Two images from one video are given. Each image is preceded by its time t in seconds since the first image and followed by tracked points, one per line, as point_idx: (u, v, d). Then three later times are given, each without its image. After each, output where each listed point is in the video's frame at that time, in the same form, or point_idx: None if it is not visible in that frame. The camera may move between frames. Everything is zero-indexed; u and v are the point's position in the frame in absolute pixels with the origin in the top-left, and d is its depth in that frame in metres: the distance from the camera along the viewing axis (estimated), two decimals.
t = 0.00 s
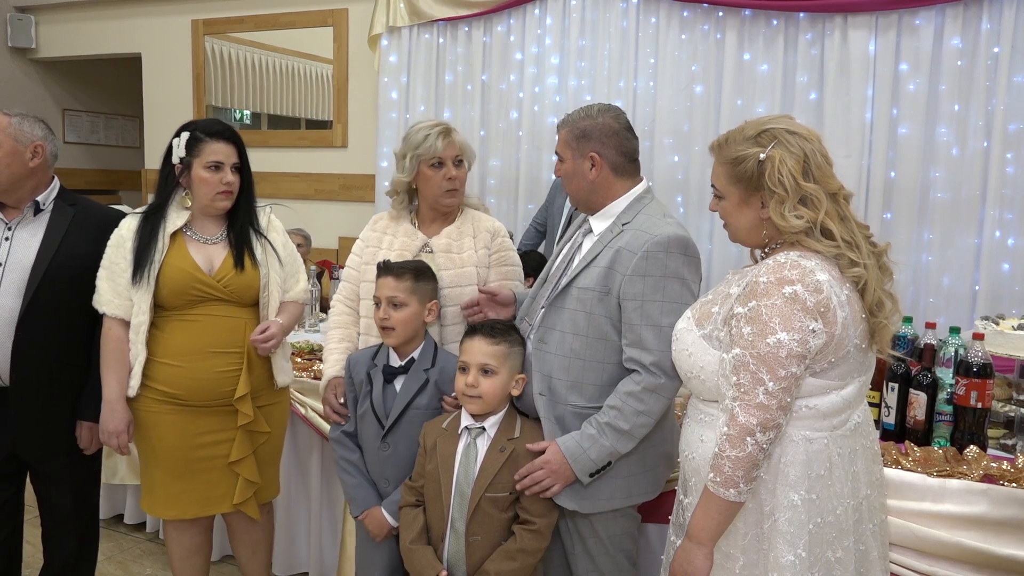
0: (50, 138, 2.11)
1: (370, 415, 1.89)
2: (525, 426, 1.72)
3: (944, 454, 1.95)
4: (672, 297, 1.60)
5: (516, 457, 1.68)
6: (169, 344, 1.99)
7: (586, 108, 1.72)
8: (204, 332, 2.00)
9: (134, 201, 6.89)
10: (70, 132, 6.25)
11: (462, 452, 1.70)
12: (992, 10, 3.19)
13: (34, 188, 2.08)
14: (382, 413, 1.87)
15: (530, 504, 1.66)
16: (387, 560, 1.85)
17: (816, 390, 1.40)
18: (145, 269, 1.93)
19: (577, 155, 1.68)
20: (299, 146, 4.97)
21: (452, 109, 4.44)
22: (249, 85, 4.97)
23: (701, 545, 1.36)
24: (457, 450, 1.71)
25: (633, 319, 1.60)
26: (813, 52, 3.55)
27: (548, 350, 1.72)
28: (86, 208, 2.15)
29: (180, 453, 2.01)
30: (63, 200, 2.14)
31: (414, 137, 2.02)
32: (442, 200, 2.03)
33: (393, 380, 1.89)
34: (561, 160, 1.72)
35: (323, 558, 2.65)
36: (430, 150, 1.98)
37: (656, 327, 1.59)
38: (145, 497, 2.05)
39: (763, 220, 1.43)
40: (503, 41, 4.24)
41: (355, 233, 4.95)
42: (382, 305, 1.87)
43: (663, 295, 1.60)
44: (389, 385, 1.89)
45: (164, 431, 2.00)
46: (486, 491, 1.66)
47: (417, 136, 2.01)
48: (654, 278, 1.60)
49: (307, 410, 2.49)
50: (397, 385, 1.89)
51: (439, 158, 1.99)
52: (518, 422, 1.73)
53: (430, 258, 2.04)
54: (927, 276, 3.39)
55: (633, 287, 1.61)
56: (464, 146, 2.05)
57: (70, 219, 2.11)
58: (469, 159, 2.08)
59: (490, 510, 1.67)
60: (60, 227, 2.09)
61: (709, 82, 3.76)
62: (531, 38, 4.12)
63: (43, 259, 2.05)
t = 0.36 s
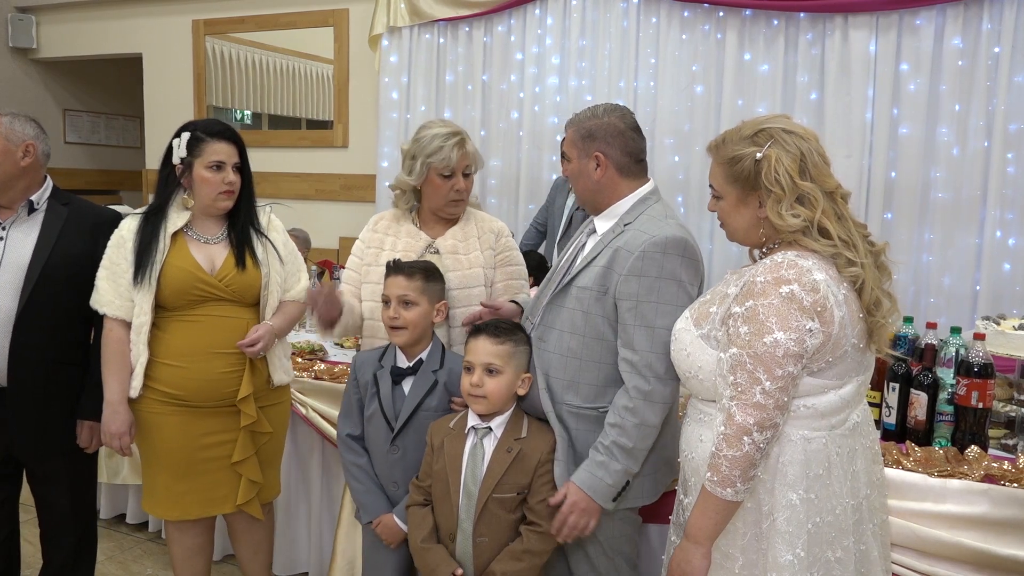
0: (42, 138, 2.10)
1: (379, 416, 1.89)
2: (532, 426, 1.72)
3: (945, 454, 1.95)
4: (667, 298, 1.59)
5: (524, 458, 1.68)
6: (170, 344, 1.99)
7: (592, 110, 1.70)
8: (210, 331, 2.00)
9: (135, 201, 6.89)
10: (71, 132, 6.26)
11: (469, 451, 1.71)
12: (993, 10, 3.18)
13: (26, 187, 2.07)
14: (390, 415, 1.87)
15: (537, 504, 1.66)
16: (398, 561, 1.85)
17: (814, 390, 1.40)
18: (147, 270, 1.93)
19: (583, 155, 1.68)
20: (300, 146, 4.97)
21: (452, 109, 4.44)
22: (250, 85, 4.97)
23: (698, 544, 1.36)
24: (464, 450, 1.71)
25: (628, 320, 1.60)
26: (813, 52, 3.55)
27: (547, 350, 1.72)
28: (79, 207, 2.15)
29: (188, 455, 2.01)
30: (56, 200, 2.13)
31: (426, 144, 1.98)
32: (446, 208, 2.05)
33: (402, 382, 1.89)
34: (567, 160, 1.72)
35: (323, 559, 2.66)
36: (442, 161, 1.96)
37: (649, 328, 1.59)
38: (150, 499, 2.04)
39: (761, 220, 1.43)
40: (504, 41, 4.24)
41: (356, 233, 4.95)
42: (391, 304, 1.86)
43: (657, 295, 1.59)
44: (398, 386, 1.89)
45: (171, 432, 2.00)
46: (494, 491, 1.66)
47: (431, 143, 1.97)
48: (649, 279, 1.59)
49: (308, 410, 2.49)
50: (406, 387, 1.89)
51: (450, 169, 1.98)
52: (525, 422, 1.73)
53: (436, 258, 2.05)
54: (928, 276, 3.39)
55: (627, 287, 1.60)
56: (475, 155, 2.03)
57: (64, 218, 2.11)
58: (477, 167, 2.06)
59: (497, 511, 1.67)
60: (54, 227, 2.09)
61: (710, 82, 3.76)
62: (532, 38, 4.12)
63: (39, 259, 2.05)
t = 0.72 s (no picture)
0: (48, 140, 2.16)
1: (382, 418, 1.88)
2: (530, 427, 1.74)
3: (947, 455, 1.94)
4: (667, 297, 1.58)
5: (524, 458, 1.69)
6: (176, 345, 1.99)
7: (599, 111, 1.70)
8: (223, 331, 2.01)
9: (138, 201, 6.90)
10: (74, 132, 6.26)
11: (467, 453, 1.70)
12: (996, 10, 3.17)
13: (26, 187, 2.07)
14: (393, 417, 1.87)
15: (540, 505, 1.67)
16: (393, 563, 1.85)
17: (816, 391, 1.39)
18: (153, 269, 1.93)
19: (588, 154, 1.68)
20: (302, 146, 4.97)
21: (454, 110, 4.44)
22: (253, 86, 4.98)
23: (699, 545, 1.36)
24: (462, 451, 1.71)
25: (628, 319, 1.59)
26: (816, 52, 3.55)
27: (550, 350, 1.71)
28: (77, 207, 2.15)
29: (192, 455, 2.01)
30: (53, 200, 2.13)
31: (413, 138, 1.98)
32: (441, 200, 2.03)
33: (406, 385, 1.88)
34: (572, 159, 1.72)
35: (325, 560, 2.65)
36: (435, 151, 1.96)
37: (649, 327, 1.58)
38: (151, 499, 2.05)
39: (764, 220, 1.42)
40: (506, 42, 4.24)
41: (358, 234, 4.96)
42: (431, 311, 1.82)
43: (657, 294, 1.58)
44: (402, 389, 1.88)
45: (173, 433, 2.00)
46: (494, 492, 1.66)
47: (420, 136, 1.97)
48: (649, 277, 1.58)
49: (310, 410, 2.50)
50: (410, 389, 1.88)
51: (442, 159, 1.98)
52: (524, 423, 1.74)
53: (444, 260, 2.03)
54: (930, 276, 3.39)
55: (627, 286, 1.60)
56: (459, 145, 2.05)
57: (61, 219, 2.11)
58: (462, 159, 2.09)
59: (498, 512, 1.67)
60: (53, 227, 2.09)
61: (712, 82, 3.76)
62: (534, 38, 4.12)
63: (40, 259, 2.05)
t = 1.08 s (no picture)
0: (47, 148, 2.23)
1: (386, 423, 1.88)
2: (536, 429, 1.74)
3: (950, 455, 1.97)
4: (668, 297, 1.58)
5: (528, 461, 1.69)
6: (182, 345, 1.99)
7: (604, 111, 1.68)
8: (230, 332, 2.01)
9: (139, 202, 6.91)
10: (76, 132, 6.27)
11: (472, 455, 1.71)
12: (998, 10, 3.17)
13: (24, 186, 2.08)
14: (399, 422, 1.87)
15: (545, 510, 1.67)
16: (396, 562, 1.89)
17: (821, 391, 1.39)
18: (159, 269, 1.93)
19: (592, 154, 1.67)
20: (303, 146, 4.97)
21: (456, 110, 4.45)
22: (254, 86, 4.98)
23: (703, 545, 1.36)
24: (466, 454, 1.71)
25: (630, 320, 1.59)
26: (817, 52, 3.55)
27: (554, 352, 1.72)
28: (74, 206, 2.16)
29: (200, 456, 2.02)
30: (50, 199, 2.14)
31: (391, 136, 1.99)
32: (423, 198, 2.03)
33: (408, 388, 1.88)
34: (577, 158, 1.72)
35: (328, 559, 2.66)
36: (415, 147, 1.98)
37: (649, 327, 1.58)
38: (162, 505, 2.04)
39: (768, 220, 1.42)
40: (507, 42, 4.24)
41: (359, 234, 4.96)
42: (444, 314, 1.84)
43: (658, 295, 1.58)
44: (404, 392, 1.88)
45: (183, 435, 2.01)
46: (499, 496, 1.67)
47: (399, 133, 1.98)
48: (650, 278, 1.58)
49: (313, 410, 2.51)
50: (412, 392, 1.88)
51: (421, 155, 1.99)
52: (530, 426, 1.74)
53: (445, 260, 2.07)
54: (933, 276, 3.38)
55: (629, 287, 1.60)
56: (437, 140, 2.05)
57: (59, 218, 2.11)
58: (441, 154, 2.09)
59: (502, 515, 1.67)
60: (50, 227, 2.09)
61: (714, 82, 3.76)
62: (536, 38, 4.12)
63: (40, 259, 2.05)
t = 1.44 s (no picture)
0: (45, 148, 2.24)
1: (371, 429, 1.87)
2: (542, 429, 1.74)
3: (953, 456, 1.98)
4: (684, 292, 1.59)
5: (534, 463, 1.69)
6: (185, 344, 1.99)
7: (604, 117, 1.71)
8: (230, 330, 2.01)
9: (140, 202, 6.91)
10: (77, 132, 6.28)
11: (477, 455, 1.71)
12: (1000, 10, 3.16)
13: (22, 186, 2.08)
14: (385, 425, 1.87)
15: (550, 512, 1.68)
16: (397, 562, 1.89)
17: (826, 391, 1.39)
18: (162, 269, 1.94)
19: (623, 155, 1.68)
20: (304, 146, 4.97)
21: (457, 110, 4.45)
22: (256, 86, 4.99)
23: (708, 545, 1.36)
24: (472, 454, 1.72)
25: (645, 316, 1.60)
26: (819, 52, 3.55)
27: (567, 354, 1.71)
28: (70, 205, 2.15)
29: (201, 456, 2.02)
30: (47, 198, 2.13)
31: (410, 135, 2.01)
32: (442, 197, 2.04)
33: (386, 389, 1.88)
34: (607, 163, 1.66)
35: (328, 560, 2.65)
36: (433, 145, 2.00)
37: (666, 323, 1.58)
38: (168, 508, 2.04)
39: (775, 221, 1.42)
40: (508, 42, 4.24)
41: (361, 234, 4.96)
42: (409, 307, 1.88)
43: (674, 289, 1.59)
44: (383, 395, 1.88)
45: (185, 435, 2.01)
46: (503, 497, 1.67)
47: (417, 132, 2.00)
48: (666, 274, 1.59)
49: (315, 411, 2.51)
50: (390, 393, 1.89)
51: (440, 153, 2.01)
52: (536, 427, 1.73)
53: (467, 264, 2.08)
54: (934, 276, 3.38)
55: (644, 283, 1.60)
56: (454, 140, 2.08)
57: (57, 218, 2.11)
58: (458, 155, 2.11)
59: (506, 516, 1.67)
60: (48, 226, 2.09)
61: (715, 82, 3.76)
62: (537, 38, 4.12)
63: (39, 259, 2.05)
